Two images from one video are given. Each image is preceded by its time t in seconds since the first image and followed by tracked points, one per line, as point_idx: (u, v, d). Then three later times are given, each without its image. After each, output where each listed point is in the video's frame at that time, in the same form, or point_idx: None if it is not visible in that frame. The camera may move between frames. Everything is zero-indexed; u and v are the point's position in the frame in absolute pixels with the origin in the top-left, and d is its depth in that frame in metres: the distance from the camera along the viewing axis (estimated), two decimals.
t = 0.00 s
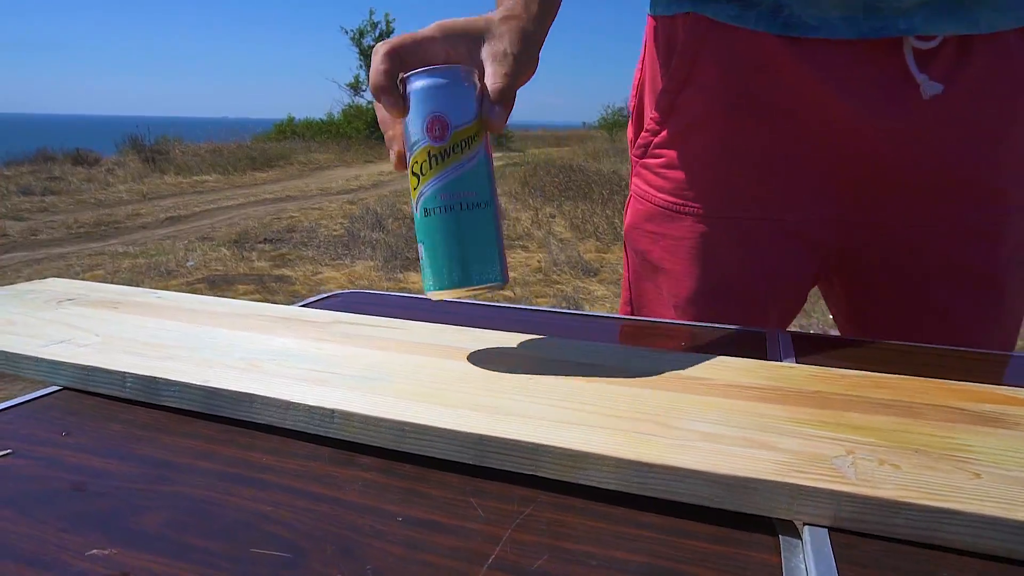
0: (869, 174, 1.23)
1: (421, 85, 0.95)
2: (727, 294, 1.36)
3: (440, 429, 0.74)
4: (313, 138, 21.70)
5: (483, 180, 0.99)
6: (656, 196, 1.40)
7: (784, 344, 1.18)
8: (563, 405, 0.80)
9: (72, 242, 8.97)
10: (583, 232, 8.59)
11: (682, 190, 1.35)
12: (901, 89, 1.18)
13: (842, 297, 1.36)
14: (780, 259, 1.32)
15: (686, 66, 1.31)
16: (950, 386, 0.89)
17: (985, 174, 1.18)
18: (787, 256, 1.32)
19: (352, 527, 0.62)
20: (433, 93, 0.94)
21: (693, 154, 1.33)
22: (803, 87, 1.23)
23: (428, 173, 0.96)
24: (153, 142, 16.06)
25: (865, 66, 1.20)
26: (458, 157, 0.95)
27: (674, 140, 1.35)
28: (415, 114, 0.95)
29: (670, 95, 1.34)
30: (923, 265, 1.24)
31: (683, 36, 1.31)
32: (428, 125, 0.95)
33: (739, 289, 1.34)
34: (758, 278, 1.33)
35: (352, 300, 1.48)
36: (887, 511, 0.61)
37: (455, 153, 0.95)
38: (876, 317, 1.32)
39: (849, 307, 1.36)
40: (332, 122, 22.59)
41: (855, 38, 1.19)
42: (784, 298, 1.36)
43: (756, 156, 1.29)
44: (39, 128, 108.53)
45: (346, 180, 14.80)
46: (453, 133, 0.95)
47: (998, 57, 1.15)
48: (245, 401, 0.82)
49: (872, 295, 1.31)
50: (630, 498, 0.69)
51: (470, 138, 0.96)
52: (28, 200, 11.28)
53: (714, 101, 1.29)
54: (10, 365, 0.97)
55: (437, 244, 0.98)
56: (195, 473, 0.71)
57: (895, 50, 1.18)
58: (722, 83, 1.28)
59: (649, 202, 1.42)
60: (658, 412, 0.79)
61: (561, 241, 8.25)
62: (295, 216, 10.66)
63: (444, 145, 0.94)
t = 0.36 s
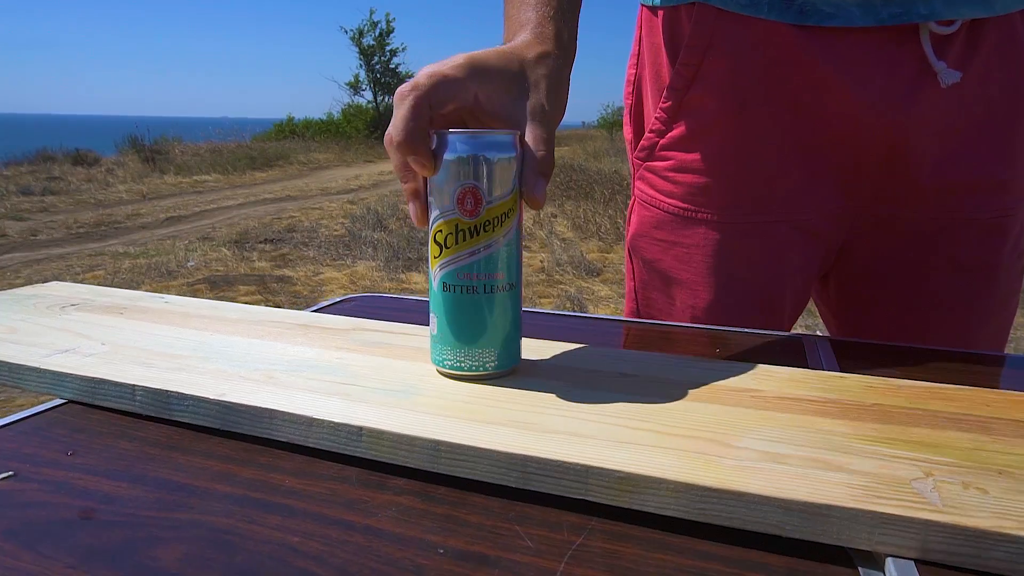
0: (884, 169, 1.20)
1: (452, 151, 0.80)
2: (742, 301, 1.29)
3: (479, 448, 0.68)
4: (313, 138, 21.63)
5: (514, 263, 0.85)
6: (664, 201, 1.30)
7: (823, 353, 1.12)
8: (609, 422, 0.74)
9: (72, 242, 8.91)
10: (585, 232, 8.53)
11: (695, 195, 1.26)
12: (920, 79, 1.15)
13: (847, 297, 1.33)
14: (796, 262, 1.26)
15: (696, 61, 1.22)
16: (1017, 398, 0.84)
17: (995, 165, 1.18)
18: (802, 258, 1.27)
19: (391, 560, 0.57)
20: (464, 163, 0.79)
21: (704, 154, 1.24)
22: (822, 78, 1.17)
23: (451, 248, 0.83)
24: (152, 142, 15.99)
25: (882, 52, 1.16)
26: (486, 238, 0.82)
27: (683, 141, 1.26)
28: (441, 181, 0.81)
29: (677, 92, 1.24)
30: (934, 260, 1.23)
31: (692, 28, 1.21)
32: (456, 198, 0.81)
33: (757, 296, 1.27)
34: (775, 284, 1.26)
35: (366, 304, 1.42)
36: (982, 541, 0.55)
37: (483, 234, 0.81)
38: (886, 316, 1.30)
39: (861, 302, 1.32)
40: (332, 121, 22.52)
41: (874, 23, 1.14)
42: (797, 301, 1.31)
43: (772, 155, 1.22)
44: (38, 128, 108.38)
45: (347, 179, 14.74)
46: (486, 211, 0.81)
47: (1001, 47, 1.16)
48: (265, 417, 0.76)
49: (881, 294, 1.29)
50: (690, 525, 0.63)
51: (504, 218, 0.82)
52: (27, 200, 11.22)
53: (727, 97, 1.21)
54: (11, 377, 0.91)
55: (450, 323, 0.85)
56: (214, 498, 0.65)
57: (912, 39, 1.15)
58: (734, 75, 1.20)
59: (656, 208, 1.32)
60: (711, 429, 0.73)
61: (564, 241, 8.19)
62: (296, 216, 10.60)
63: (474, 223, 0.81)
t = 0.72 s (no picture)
0: (915, 170, 1.12)
1: (477, 156, 0.75)
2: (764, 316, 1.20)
3: (504, 484, 0.62)
4: (311, 140, 21.59)
5: (539, 277, 0.79)
6: (680, 211, 1.19)
7: (857, 371, 1.05)
8: (644, 452, 0.68)
9: (68, 245, 8.84)
10: (585, 234, 8.48)
11: (713, 206, 1.15)
12: (954, 75, 1.07)
13: (870, 304, 1.27)
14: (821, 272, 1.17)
15: (714, 59, 1.10)
16: None
17: None
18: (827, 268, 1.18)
19: None
20: (489, 170, 0.74)
21: (723, 162, 1.13)
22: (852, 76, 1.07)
23: (472, 261, 0.77)
24: (150, 144, 15.93)
25: (914, 45, 1.06)
26: (510, 249, 0.76)
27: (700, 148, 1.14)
28: (463, 188, 0.76)
29: (693, 93, 1.12)
30: (964, 265, 1.17)
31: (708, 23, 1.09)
32: (479, 206, 0.76)
33: (781, 310, 1.18)
34: (801, 298, 1.17)
35: (371, 315, 1.35)
36: None
37: (507, 246, 0.76)
38: (913, 324, 1.23)
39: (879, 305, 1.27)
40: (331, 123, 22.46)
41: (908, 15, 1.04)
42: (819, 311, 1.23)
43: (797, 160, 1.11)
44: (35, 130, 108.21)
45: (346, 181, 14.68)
46: (510, 220, 0.76)
47: None
48: (267, 446, 0.69)
49: (908, 302, 1.22)
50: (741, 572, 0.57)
51: (530, 227, 0.77)
52: (23, 202, 11.14)
53: (749, 99, 1.09)
54: None
55: (470, 340, 0.79)
56: (210, 542, 0.59)
57: (946, 31, 1.06)
58: (756, 74, 1.08)
59: (671, 219, 1.20)
60: (757, 460, 0.67)
61: (564, 244, 8.14)
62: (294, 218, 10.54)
63: (497, 234, 0.75)
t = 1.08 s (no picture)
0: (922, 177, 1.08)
1: (479, 167, 0.71)
2: (765, 331, 1.13)
3: (510, 520, 0.58)
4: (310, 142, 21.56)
5: (545, 293, 0.75)
6: (674, 221, 1.13)
7: (874, 388, 1.01)
8: (659, 484, 0.64)
9: (65, 247, 8.80)
10: (585, 236, 8.45)
11: (709, 215, 1.09)
12: (962, 77, 1.03)
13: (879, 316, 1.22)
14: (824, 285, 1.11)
15: (711, 60, 1.05)
16: None
17: None
18: (830, 280, 1.13)
19: None
20: (493, 182, 0.71)
21: (720, 168, 1.07)
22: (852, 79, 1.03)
23: (476, 277, 0.73)
24: (148, 145, 15.89)
25: (915, 48, 1.03)
26: (516, 265, 0.72)
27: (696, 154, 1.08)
28: (463, 201, 0.72)
29: (688, 96, 1.08)
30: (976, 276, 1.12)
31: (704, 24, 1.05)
32: (481, 220, 0.72)
33: (782, 327, 1.12)
34: (804, 312, 1.11)
35: (368, 327, 1.32)
36: None
37: (512, 261, 0.72)
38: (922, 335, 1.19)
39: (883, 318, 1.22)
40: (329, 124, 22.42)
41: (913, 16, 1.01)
42: (821, 325, 1.17)
43: (799, 166, 1.06)
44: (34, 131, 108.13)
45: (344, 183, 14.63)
46: (516, 234, 0.72)
47: None
48: (256, 477, 0.65)
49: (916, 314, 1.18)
50: None
51: (536, 241, 0.73)
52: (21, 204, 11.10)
53: (748, 102, 1.04)
54: None
55: (473, 361, 0.75)
56: None
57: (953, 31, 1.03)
58: (751, 78, 1.04)
59: (665, 228, 1.15)
60: (779, 493, 0.62)
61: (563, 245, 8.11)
62: (293, 220, 10.50)
63: (502, 249, 0.71)
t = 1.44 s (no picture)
0: (904, 178, 1.09)
1: (472, 172, 0.69)
2: (749, 332, 1.15)
3: (503, 537, 0.56)
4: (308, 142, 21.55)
5: (539, 301, 0.73)
6: (655, 222, 1.15)
7: (876, 395, 0.99)
8: (657, 499, 0.62)
9: (63, 247, 8.78)
10: (584, 237, 8.43)
11: (688, 215, 1.10)
12: (943, 79, 1.03)
13: (869, 317, 1.24)
14: (804, 285, 1.13)
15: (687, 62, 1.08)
16: None
17: None
18: (811, 280, 1.14)
19: None
20: (487, 186, 0.69)
21: (698, 169, 1.09)
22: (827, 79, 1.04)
23: (468, 285, 0.71)
24: (146, 146, 15.87)
25: (894, 48, 1.03)
26: (509, 272, 0.70)
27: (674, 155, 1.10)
28: (456, 207, 0.71)
29: (667, 97, 1.11)
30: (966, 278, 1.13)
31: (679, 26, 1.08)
32: (474, 227, 0.70)
33: (762, 326, 1.14)
34: (784, 312, 1.12)
35: (362, 332, 1.30)
36: None
37: (505, 268, 0.70)
38: (910, 334, 1.21)
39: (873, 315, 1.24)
40: (328, 125, 22.39)
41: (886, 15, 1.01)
42: (804, 325, 1.18)
43: (778, 166, 1.08)
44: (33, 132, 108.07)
45: (343, 183, 14.61)
46: (509, 241, 0.70)
47: None
48: (241, 491, 0.63)
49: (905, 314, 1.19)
50: None
51: (530, 247, 0.71)
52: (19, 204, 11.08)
53: (726, 102, 1.05)
54: None
55: (465, 370, 0.73)
56: None
57: (936, 31, 1.03)
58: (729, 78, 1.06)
59: (647, 230, 1.17)
60: (780, 507, 0.61)
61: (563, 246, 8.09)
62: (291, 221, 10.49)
63: (495, 256, 0.70)
